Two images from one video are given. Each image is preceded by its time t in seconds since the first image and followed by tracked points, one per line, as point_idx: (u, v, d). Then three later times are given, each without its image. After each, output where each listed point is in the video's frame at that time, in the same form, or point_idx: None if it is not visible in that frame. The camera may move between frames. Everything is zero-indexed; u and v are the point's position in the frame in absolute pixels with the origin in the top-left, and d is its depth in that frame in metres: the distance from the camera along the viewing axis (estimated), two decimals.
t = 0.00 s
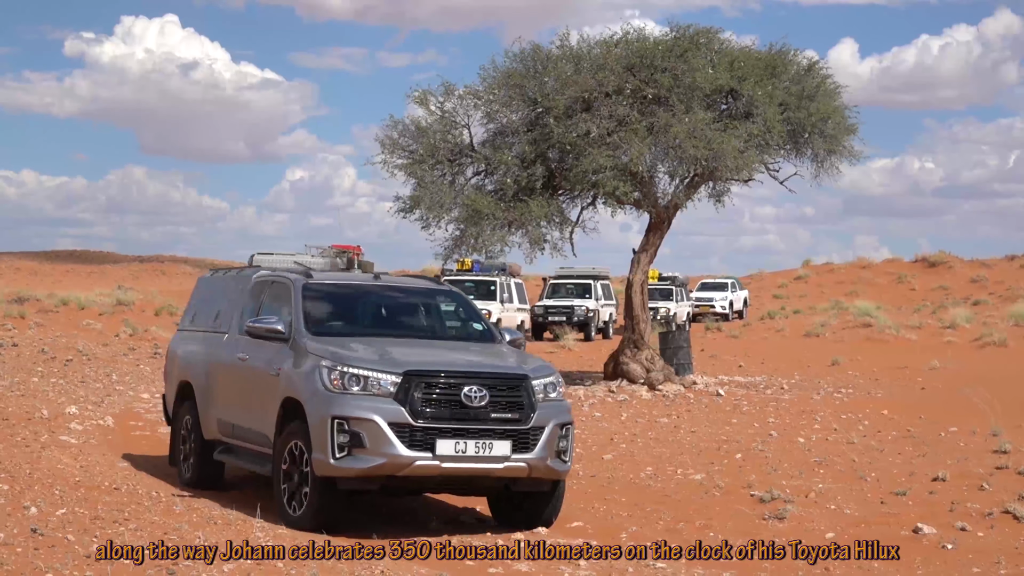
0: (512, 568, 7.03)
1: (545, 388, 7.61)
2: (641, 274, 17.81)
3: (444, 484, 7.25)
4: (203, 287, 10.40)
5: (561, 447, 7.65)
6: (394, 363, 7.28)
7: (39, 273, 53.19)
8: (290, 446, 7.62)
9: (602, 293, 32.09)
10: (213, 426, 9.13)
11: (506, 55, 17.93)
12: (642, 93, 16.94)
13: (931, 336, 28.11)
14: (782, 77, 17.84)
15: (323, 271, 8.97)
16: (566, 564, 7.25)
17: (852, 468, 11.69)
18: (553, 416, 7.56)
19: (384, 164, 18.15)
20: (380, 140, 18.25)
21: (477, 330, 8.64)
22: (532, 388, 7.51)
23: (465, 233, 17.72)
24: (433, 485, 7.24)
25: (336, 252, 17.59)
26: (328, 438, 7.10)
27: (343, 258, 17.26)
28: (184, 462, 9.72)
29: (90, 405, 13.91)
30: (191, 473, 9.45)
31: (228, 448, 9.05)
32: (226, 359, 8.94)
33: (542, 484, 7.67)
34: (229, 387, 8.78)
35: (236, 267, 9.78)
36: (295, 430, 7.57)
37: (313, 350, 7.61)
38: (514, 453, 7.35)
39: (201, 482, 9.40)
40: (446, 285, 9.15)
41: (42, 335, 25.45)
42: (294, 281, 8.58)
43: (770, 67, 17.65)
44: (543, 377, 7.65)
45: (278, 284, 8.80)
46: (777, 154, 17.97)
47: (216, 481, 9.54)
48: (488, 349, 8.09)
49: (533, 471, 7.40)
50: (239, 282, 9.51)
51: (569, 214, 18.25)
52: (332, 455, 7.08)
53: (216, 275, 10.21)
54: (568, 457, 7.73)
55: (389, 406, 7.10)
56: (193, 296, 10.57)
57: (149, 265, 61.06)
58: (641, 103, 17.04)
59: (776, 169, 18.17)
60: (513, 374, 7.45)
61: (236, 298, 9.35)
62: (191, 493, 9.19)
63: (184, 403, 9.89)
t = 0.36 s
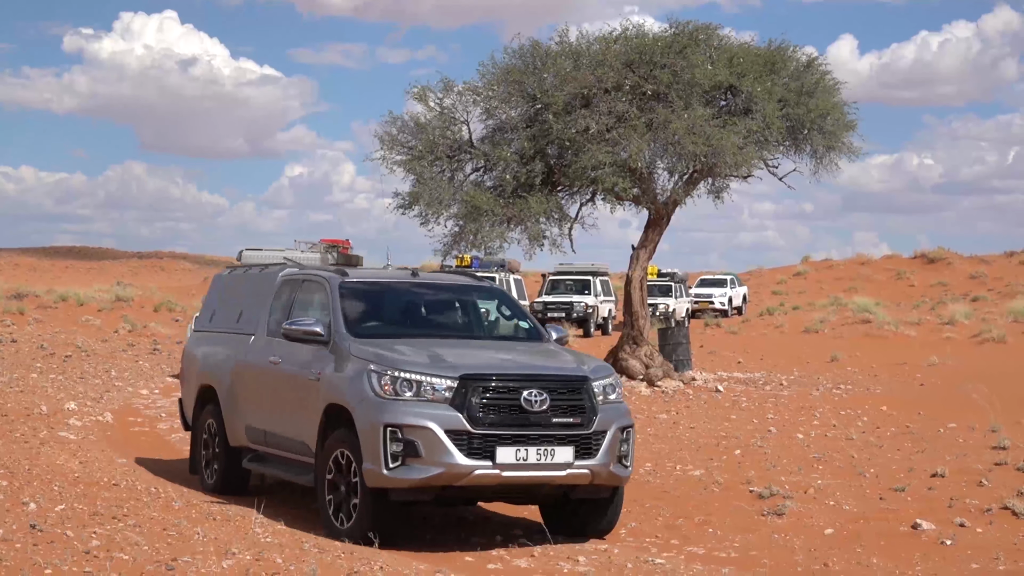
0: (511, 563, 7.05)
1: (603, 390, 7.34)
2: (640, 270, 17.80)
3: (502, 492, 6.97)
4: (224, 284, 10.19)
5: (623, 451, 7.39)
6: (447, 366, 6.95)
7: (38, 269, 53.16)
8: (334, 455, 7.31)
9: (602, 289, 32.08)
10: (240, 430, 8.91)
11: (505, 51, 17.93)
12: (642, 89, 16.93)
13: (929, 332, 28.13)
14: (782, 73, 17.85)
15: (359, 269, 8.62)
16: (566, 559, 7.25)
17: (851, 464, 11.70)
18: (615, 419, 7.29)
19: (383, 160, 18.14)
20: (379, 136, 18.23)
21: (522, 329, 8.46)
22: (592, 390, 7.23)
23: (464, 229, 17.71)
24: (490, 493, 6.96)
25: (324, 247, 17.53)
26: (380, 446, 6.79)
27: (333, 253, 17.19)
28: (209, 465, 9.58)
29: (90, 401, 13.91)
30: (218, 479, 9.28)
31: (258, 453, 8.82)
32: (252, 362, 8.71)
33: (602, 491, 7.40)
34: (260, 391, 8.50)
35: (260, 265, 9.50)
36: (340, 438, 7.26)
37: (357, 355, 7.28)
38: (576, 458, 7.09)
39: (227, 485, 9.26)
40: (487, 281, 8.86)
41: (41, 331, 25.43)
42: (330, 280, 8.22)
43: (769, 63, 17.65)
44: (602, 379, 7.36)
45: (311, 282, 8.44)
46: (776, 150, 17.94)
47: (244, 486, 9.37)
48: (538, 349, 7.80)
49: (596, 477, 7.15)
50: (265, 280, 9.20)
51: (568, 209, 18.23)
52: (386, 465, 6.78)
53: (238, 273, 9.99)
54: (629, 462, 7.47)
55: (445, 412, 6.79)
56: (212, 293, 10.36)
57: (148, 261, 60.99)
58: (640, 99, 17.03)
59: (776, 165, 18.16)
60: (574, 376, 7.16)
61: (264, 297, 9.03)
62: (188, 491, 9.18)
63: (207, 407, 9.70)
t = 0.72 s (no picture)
0: (513, 560, 7.06)
1: (683, 395, 6.80)
2: (642, 265, 17.77)
3: (578, 503, 6.46)
4: (253, 279, 9.55)
5: (702, 461, 6.87)
6: (520, 368, 6.42)
7: (40, 265, 53.25)
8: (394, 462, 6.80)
9: (604, 285, 32.09)
10: (278, 433, 8.34)
11: (507, 47, 17.93)
12: (644, 84, 16.90)
13: (931, 327, 28.13)
14: (784, 68, 17.83)
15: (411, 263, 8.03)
16: (568, 555, 7.25)
17: (852, 459, 11.69)
18: (695, 427, 6.76)
19: (385, 156, 18.14)
20: (381, 131, 18.23)
21: (587, 328, 7.84)
22: (673, 395, 6.69)
23: (466, 224, 17.70)
24: (565, 504, 6.45)
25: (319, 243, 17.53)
26: (450, 454, 6.27)
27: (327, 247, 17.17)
28: (243, 468, 9.00)
29: (92, 396, 13.93)
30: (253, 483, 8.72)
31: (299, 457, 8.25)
32: (294, 361, 8.12)
33: (678, 503, 6.89)
34: (303, 392, 7.93)
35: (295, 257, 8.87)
36: (401, 444, 6.73)
37: (419, 354, 6.74)
38: (655, 468, 6.57)
39: (263, 489, 8.70)
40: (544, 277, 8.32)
41: (44, 327, 25.50)
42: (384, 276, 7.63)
43: (771, 58, 17.62)
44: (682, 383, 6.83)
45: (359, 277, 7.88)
46: (778, 145, 17.90)
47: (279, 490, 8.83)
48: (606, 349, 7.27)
49: (675, 488, 6.63)
50: (303, 273, 8.59)
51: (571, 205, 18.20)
52: (456, 474, 6.25)
53: (269, 266, 9.35)
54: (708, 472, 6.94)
55: (519, 418, 6.26)
56: (241, 288, 9.72)
57: (150, 256, 61.04)
58: (642, 94, 17.02)
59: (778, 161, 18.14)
60: (655, 381, 6.62)
61: (303, 292, 8.42)
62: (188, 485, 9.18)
63: (240, 406, 9.11)
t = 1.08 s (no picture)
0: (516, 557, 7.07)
1: (778, 402, 6.24)
2: (644, 262, 17.78)
3: (670, 517, 5.89)
4: (286, 273, 8.88)
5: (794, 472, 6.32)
6: (609, 371, 5.85)
7: (43, 260, 53.33)
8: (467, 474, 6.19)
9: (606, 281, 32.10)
10: (325, 437, 7.72)
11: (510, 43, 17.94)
12: (647, 80, 16.87)
13: (933, 324, 28.15)
14: (787, 64, 17.84)
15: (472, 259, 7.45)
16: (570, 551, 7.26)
17: (855, 456, 11.69)
18: (790, 436, 6.20)
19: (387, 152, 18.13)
20: (384, 127, 18.21)
21: (661, 329, 7.23)
22: (769, 402, 6.12)
23: (469, 220, 17.69)
24: (656, 518, 5.87)
25: (316, 237, 17.58)
26: (537, 464, 5.68)
27: (324, 241, 17.20)
28: (284, 471, 8.39)
29: (94, 392, 13.95)
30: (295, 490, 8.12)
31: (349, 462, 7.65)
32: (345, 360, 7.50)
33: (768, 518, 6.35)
34: (357, 392, 7.32)
35: (338, 251, 8.24)
36: (478, 452, 6.13)
37: (497, 356, 6.15)
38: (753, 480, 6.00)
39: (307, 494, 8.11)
40: (610, 275, 7.73)
41: (46, 322, 25.55)
42: (447, 271, 7.04)
43: (774, 54, 17.64)
44: (776, 389, 6.26)
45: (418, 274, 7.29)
46: (781, 142, 17.88)
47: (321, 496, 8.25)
48: (686, 352, 6.68)
49: (772, 501, 6.07)
50: (350, 269, 7.97)
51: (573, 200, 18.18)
52: (544, 485, 5.67)
53: (306, 260, 8.69)
54: (799, 484, 6.40)
55: (612, 427, 5.68)
56: (272, 282, 9.05)
57: (153, 252, 61.07)
58: (645, 91, 16.98)
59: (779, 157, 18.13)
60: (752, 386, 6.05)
61: (351, 288, 7.81)
62: (190, 480, 9.19)
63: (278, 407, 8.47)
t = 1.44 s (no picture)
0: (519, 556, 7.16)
1: (888, 411, 5.81)
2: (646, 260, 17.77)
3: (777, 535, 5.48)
4: (325, 274, 8.42)
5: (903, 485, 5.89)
6: (714, 380, 5.42)
7: (45, 258, 53.34)
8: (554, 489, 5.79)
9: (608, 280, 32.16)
10: (381, 448, 7.28)
11: (511, 42, 17.96)
12: (648, 79, 16.86)
13: (934, 322, 28.13)
14: (788, 63, 17.84)
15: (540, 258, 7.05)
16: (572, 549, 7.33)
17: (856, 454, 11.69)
18: (901, 447, 5.77)
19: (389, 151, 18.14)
20: (385, 125, 18.22)
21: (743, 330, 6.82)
22: (879, 411, 5.69)
23: (470, 218, 17.67)
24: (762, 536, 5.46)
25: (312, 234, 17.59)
26: (638, 480, 5.27)
27: (319, 238, 17.18)
28: (330, 482, 7.94)
29: (95, 389, 13.96)
30: (346, 502, 7.68)
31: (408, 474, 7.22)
32: (403, 365, 7.09)
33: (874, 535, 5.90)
34: (422, 400, 6.89)
35: (386, 249, 7.82)
36: (566, 466, 5.72)
37: (588, 364, 5.75)
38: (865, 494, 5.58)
39: (359, 506, 7.67)
40: (686, 274, 7.31)
41: (47, 320, 25.52)
42: (519, 273, 6.64)
43: (774, 53, 17.63)
44: (884, 397, 5.83)
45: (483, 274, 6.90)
46: (782, 140, 17.88)
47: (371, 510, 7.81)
48: (774, 355, 6.29)
49: (884, 517, 5.64)
50: (402, 268, 7.54)
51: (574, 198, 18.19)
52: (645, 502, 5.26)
53: (349, 259, 8.24)
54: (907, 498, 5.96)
55: (718, 440, 5.26)
56: (309, 282, 8.57)
57: (154, 250, 61.03)
58: (646, 89, 16.96)
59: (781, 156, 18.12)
60: (862, 395, 5.62)
61: (406, 289, 7.39)
62: (191, 479, 9.18)
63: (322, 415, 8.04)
